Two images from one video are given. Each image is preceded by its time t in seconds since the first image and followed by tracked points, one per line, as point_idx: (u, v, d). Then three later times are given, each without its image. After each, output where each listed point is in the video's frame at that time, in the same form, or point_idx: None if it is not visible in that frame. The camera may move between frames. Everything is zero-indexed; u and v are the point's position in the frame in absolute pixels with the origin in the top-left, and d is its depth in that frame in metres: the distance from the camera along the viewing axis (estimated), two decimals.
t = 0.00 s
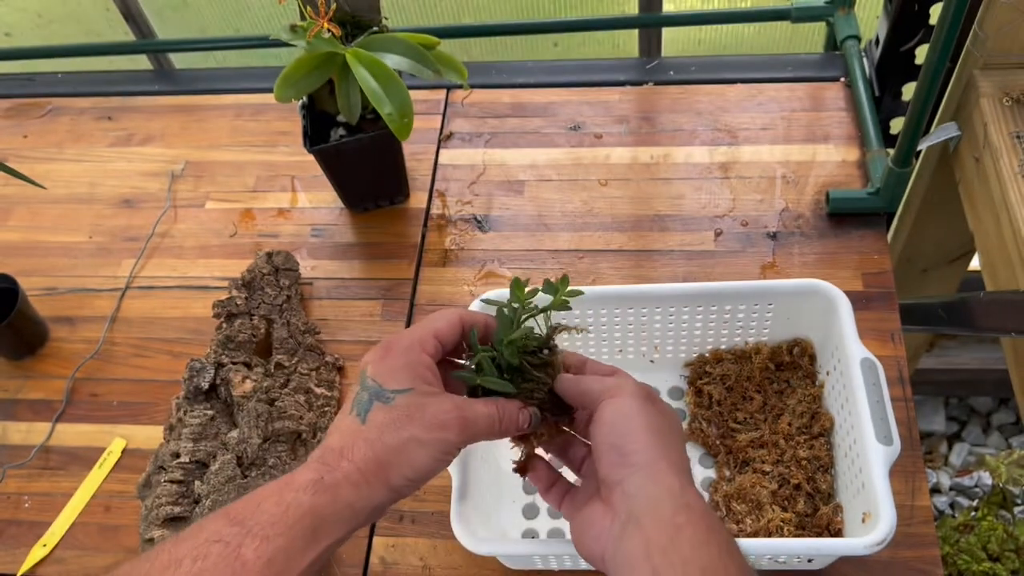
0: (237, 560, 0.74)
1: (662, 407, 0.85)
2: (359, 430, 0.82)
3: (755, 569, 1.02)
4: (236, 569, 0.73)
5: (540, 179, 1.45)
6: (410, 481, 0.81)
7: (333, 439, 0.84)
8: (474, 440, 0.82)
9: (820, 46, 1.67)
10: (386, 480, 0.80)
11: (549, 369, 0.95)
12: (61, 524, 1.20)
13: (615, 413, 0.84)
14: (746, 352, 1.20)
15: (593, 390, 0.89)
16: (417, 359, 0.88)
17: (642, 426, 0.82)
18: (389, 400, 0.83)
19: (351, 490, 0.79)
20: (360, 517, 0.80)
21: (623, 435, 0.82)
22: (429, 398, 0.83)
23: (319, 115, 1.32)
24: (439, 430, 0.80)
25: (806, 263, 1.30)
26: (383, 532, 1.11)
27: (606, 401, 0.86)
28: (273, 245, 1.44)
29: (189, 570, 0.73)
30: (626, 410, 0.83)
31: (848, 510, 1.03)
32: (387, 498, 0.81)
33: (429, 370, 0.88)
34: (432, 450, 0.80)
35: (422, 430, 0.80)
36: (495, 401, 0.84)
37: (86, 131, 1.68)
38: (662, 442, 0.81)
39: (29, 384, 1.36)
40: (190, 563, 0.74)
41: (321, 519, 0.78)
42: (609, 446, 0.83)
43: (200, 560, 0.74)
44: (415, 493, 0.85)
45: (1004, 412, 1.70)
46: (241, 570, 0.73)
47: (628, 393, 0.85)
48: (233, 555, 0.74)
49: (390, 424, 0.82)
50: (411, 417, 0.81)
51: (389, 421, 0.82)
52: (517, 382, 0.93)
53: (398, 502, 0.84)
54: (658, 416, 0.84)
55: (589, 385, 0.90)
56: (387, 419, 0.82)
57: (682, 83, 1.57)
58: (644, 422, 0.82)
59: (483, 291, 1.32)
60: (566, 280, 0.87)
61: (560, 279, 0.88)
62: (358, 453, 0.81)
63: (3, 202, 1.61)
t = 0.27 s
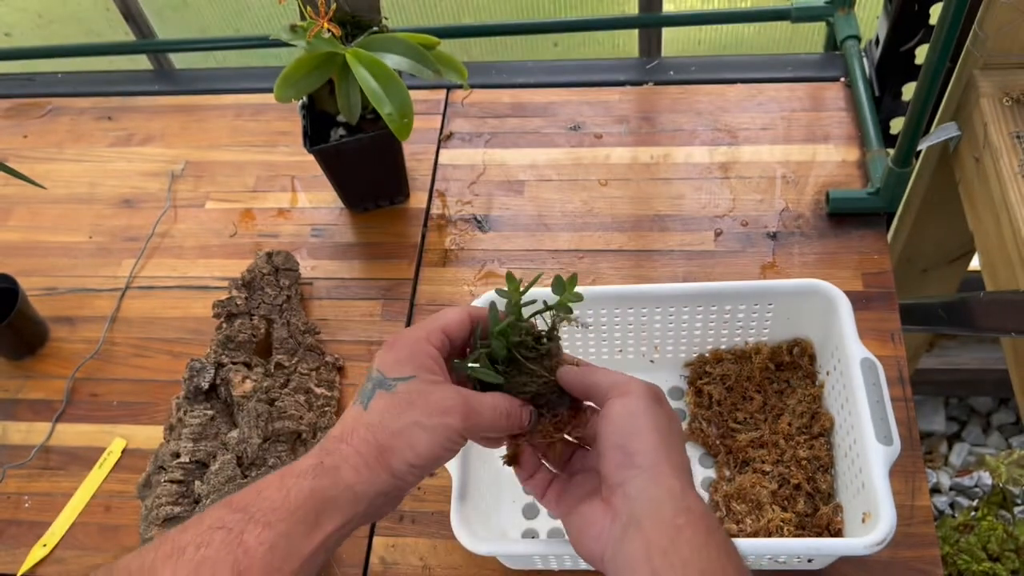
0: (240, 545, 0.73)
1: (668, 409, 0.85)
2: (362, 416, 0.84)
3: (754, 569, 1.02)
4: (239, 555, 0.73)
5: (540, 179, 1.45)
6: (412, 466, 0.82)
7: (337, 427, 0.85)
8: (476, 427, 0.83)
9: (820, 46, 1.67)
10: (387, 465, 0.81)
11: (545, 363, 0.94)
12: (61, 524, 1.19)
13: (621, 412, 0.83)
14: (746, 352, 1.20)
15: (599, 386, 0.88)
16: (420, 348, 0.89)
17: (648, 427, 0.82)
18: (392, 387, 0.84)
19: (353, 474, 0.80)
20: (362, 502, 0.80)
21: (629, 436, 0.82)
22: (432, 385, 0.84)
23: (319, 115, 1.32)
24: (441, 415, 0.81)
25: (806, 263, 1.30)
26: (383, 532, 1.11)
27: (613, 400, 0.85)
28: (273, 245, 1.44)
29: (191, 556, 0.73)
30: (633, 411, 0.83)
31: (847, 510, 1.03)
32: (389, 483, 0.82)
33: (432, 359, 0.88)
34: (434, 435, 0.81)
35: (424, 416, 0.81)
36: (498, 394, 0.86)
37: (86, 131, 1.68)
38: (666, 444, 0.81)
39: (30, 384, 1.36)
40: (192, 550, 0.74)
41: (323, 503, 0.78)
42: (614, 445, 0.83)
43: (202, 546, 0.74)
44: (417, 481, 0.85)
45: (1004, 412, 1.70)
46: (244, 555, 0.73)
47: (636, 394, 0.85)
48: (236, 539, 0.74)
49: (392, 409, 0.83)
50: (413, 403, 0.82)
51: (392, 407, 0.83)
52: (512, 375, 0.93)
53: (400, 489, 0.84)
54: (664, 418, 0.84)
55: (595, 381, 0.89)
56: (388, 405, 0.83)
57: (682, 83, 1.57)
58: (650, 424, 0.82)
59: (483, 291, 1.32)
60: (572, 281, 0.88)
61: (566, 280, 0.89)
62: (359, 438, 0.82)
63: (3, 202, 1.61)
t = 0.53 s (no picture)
0: (234, 530, 0.73)
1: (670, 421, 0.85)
2: (354, 405, 0.84)
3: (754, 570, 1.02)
4: (233, 541, 0.72)
5: (540, 179, 1.45)
6: (404, 456, 0.82)
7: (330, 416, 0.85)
8: (468, 420, 0.84)
9: (820, 46, 1.67)
10: (378, 453, 0.81)
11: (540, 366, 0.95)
12: (61, 524, 1.19)
13: (622, 424, 0.83)
14: (746, 352, 1.20)
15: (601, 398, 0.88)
16: (414, 342, 0.89)
17: (651, 438, 0.81)
18: (384, 377, 0.85)
19: (345, 461, 0.80)
20: (355, 490, 0.80)
21: (630, 447, 0.82)
22: (425, 376, 0.85)
23: (319, 115, 1.32)
24: (434, 406, 0.82)
25: (806, 263, 1.30)
26: (382, 532, 1.11)
27: (615, 410, 0.85)
28: (273, 245, 1.44)
29: (184, 541, 0.72)
30: (635, 421, 0.83)
31: (847, 511, 1.03)
32: (380, 472, 0.81)
33: (426, 353, 0.89)
34: (427, 425, 0.82)
35: (417, 406, 0.82)
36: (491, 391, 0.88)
37: (86, 131, 1.68)
38: (669, 456, 0.81)
39: (30, 384, 1.36)
40: (185, 534, 0.73)
41: (316, 490, 0.77)
42: (615, 455, 0.83)
43: (195, 531, 0.73)
44: (409, 473, 0.85)
45: (1004, 412, 1.70)
46: (239, 539, 0.72)
47: (639, 404, 0.85)
48: (230, 523, 0.73)
49: (385, 398, 0.83)
50: (405, 393, 0.83)
51: (384, 396, 0.83)
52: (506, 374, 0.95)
53: (391, 480, 0.84)
54: (666, 430, 0.83)
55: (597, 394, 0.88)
56: (381, 394, 0.84)
57: (682, 83, 1.57)
58: (652, 434, 0.82)
59: (483, 291, 1.32)
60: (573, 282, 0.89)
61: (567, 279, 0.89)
62: (351, 426, 0.82)
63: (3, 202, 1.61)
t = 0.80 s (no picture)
0: (238, 529, 0.74)
1: (676, 422, 0.84)
2: (358, 406, 0.84)
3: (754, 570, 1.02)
4: (237, 539, 0.73)
5: (540, 179, 1.45)
6: (406, 457, 0.81)
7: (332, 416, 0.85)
8: (471, 421, 0.84)
9: (820, 46, 1.67)
10: (380, 454, 0.81)
11: (542, 369, 0.96)
12: (61, 524, 1.19)
13: (628, 424, 0.82)
14: (746, 352, 1.21)
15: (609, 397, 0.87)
16: (419, 344, 0.89)
17: (657, 439, 0.81)
18: (388, 377, 0.85)
19: (347, 461, 0.80)
20: (357, 491, 0.80)
21: (637, 447, 0.81)
22: (428, 378, 0.84)
23: (319, 115, 1.32)
24: (436, 407, 0.82)
25: (806, 263, 1.30)
26: (382, 532, 1.11)
27: (621, 410, 0.84)
28: (273, 245, 1.44)
29: (189, 540, 0.74)
30: (641, 422, 0.82)
31: (848, 511, 1.03)
32: (383, 473, 0.81)
33: (430, 355, 0.89)
34: (430, 426, 0.81)
35: (420, 406, 0.82)
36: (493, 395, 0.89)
37: (86, 131, 1.68)
38: (674, 458, 0.80)
39: (29, 384, 1.36)
40: (189, 533, 0.74)
41: (318, 490, 0.78)
42: (621, 455, 0.82)
43: (200, 530, 0.75)
44: (413, 474, 0.85)
45: (1004, 412, 1.70)
46: (242, 539, 0.74)
47: (645, 404, 0.84)
48: (234, 522, 0.75)
49: (388, 399, 0.83)
50: (408, 394, 0.83)
51: (387, 397, 0.83)
52: (509, 377, 0.96)
53: (396, 481, 0.83)
54: (672, 431, 0.83)
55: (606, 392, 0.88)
56: (384, 395, 0.83)
57: (682, 83, 1.57)
58: (659, 435, 0.81)
59: (483, 291, 1.32)
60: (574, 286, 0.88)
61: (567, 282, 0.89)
62: (354, 426, 0.82)
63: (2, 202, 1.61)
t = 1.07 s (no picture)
0: (238, 538, 0.74)
1: (677, 419, 0.84)
2: (356, 410, 0.84)
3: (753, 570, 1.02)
4: (236, 548, 0.73)
5: (540, 179, 1.45)
6: (406, 459, 0.82)
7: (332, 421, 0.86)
8: (470, 421, 0.84)
9: (820, 46, 1.68)
10: (380, 457, 0.81)
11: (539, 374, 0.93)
12: (61, 524, 1.19)
13: (626, 420, 0.82)
14: (746, 352, 1.21)
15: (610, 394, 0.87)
16: (414, 344, 0.89)
17: (658, 437, 0.80)
18: (384, 380, 0.85)
19: (347, 466, 0.80)
20: (359, 495, 0.80)
21: (636, 445, 0.80)
22: (426, 378, 0.85)
23: (319, 115, 1.32)
24: (435, 407, 0.82)
25: (806, 264, 1.30)
26: (383, 532, 1.11)
27: (621, 407, 0.84)
28: (273, 245, 1.44)
29: (188, 551, 0.73)
30: (642, 420, 0.81)
31: (847, 510, 1.03)
32: (383, 477, 0.81)
33: (427, 355, 0.89)
34: (428, 427, 0.81)
35: (418, 407, 0.82)
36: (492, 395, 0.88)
37: (86, 131, 1.68)
38: (675, 456, 0.80)
39: (29, 384, 1.36)
40: (189, 543, 0.74)
41: (319, 496, 0.78)
42: (621, 452, 0.82)
43: (200, 539, 0.74)
44: (414, 477, 0.85)
45: (1004, 412, 1.70)
46: (243, 547, 0.73)
47: (646, 402, 0.83)
48: (233, 530, 0.74)
49: (385, 402, 0.84)
50: (406, 396, 0.83)
51: (385, 400, 0.84)
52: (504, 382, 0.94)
53: (397, 484, 0.83)
54: (673, 428, 0.82)
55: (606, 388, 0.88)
56: (381, 398, 0.84)
57: (682, 83, 1.57)
58: (659, 433, 0.81)
59: (483, 291, 1.32)
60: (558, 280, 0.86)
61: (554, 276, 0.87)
62: (353, 431, 0.82)
63: (2, 202, 1.61)
